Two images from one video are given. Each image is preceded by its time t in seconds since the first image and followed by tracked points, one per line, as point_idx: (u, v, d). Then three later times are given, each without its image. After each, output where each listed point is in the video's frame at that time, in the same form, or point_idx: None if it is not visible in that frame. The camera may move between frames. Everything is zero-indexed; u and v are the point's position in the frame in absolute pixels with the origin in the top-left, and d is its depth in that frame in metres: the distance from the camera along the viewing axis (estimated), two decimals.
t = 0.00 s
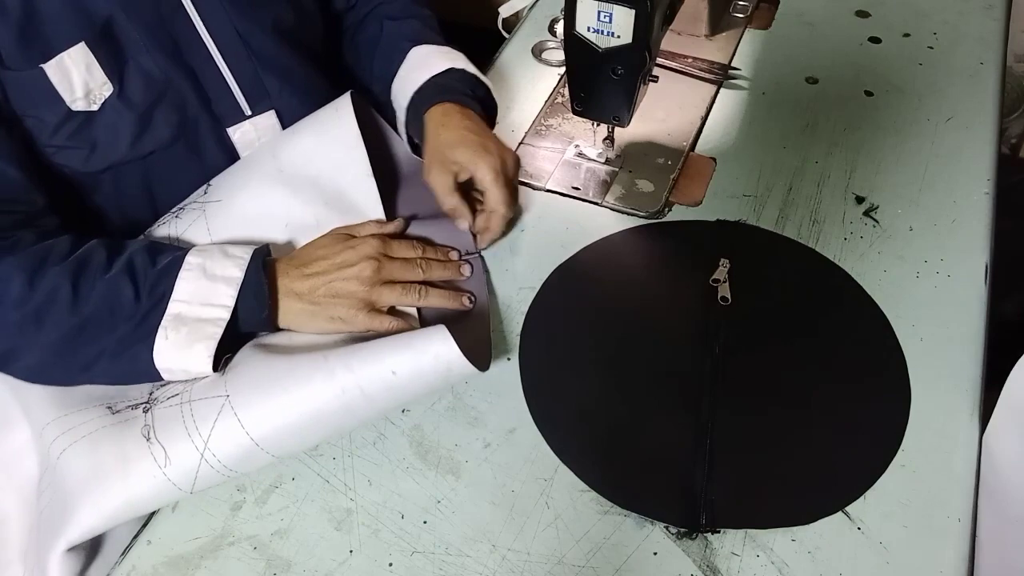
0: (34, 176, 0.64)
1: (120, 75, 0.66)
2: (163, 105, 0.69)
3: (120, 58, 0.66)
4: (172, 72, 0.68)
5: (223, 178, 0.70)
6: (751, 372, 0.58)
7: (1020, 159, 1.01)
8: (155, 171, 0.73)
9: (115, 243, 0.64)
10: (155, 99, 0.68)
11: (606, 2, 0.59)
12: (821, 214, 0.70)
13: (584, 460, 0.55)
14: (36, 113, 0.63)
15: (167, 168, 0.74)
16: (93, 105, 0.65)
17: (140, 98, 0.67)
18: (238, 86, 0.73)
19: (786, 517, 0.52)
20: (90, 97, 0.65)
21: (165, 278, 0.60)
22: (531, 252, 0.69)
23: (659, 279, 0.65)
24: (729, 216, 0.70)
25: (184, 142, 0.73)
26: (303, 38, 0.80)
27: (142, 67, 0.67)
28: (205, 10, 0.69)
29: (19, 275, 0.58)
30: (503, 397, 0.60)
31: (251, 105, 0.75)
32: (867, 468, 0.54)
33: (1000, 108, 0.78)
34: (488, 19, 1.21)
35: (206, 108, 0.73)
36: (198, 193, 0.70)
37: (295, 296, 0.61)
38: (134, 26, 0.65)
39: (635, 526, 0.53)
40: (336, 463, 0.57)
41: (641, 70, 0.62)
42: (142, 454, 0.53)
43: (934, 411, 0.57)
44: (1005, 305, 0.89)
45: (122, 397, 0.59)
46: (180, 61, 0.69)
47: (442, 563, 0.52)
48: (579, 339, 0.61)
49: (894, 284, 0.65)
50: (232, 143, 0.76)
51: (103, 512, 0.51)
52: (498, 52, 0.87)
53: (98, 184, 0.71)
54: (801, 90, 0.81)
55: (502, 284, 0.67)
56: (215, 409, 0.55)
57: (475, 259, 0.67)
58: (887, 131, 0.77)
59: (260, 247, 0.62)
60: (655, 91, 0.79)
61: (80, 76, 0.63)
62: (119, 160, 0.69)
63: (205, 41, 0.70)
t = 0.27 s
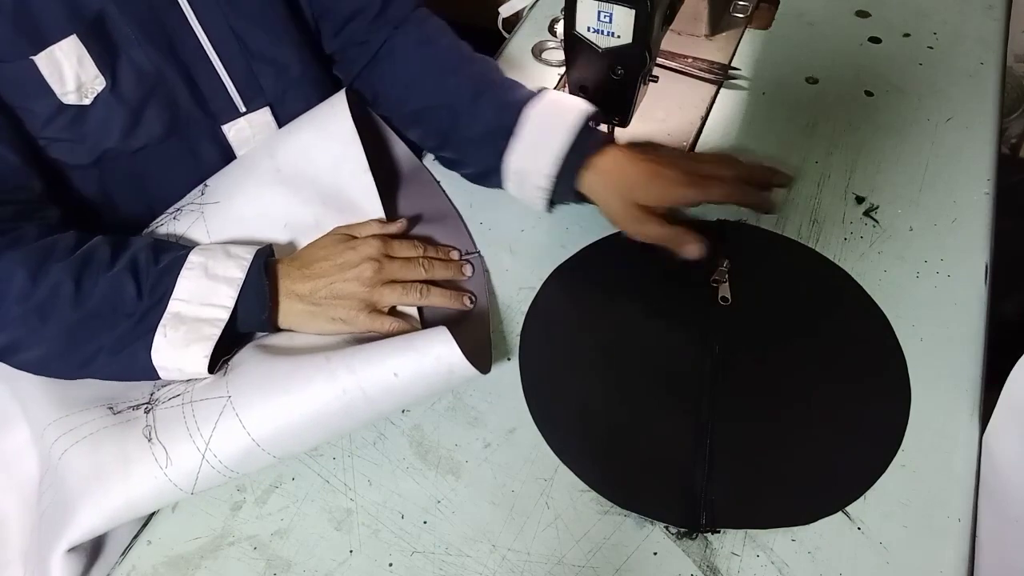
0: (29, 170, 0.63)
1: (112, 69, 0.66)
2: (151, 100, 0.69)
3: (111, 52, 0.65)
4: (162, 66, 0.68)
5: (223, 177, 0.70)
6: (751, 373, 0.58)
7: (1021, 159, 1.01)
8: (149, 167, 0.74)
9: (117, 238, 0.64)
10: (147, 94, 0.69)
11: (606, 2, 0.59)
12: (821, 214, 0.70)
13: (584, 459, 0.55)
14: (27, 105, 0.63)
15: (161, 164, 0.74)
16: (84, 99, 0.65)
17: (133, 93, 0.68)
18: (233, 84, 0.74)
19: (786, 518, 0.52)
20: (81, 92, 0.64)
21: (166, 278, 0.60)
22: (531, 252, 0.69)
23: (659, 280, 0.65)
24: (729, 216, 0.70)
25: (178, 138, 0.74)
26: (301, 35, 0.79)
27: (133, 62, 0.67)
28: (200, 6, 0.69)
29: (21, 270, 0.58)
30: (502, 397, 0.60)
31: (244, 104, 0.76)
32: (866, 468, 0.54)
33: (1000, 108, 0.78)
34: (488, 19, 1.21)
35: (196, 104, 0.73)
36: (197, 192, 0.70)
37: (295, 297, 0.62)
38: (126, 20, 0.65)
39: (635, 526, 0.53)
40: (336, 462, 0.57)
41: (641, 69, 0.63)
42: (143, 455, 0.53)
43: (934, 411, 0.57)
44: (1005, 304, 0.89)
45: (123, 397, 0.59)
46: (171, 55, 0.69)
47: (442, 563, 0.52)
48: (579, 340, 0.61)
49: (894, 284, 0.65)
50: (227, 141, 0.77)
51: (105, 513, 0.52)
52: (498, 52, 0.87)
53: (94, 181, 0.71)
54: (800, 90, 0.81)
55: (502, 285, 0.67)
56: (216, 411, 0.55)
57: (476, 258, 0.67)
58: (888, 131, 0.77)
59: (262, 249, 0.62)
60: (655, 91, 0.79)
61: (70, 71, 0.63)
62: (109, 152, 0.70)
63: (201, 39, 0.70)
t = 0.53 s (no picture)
0: (28, 164, 0.63)
1: (108, 66, 0.66)
2: (149, 99, 0.69)
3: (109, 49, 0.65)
4: (158, 64, 0.68)
5: (223, 177, 0.70)
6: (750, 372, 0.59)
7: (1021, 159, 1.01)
8: (146, 166, 0.73)
9: (120, 238, 0.64)
10: (143, 93, 0.69)
11: (606, 2, 0.59)
12: (821, 214, 0.70)
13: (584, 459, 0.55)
14: (25, 103, 0.63)
15: (158, 164, 0.74)
16: (80, 95, 0.65)
17: (129, 91, 0.68)
18: (230, 83, 0.74)
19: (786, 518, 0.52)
20: (77, 88, 0.64)
21: (168, 280, 0.60)
22: (532, 252, 0.69)
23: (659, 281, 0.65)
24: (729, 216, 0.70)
25: (174, 138, 0.73)
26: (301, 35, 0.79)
27: (129, 60, 0.67)
28: (197, 5, 0.70)
29: (24, 267, 0.58)
30: (502, 397, 0.60)
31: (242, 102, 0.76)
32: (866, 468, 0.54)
33: (1000, 108, 0.78)
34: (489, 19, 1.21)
35: (195, 103, 0.73)
36: (197, 193, 0.70)
37: (296, 301, 0.62)
38: (123, 18, 0.65)
39: (635, 526, 0.53)
40: (336, 462, 0.57)
41: (641, 69, 0.63)
42: (144, 456, 0.53)
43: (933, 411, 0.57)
44: (1006, 305, 0.89)
45: (123, 397, 0.59)
46: (168, 53, 0.69)
47: (443, 563, 0.52)
48: (577, 342, 0.62)
49: (894, 284, 0.65)
50: (226, 141, 0.77)
51: (105, 514, 0.52)
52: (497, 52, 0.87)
53: (94, 179, 0.71)
54: (801, 90, 0.81)
55: (502, 285, 0.66)
56: (219, 414, 0.55)
57: (476, 259, 0.67)
58: (888, 131, 0.77)
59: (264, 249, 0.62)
60: (655, 91, 0.79)
61: (66, 67, 0.63)
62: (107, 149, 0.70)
63: (199, 38, 0.71)
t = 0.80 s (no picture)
0: (28, 160, 0.63)
1: (109, 60, 0.66)
2: (151, 95, 0.69)
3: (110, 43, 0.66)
4: (159, 57, 0.68)
5: (224, 176, 0.70)
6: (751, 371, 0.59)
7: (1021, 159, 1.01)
8: (147, 164, 0.73)
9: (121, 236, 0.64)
10: (144, 87, 0.69)
11: (606, 2, 0.60)
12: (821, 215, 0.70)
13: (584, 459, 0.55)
14: (26, 97, 0.63)
15: (158, 162, 0.73)
16: (82, 90, 0.65)
17: (131, 86, 0.68)
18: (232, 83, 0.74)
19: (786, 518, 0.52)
20: (79, 83, 0.65)
21: (168, 279, 0.60)
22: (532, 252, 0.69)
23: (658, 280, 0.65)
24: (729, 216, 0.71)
25: (173, 134, 0.73)
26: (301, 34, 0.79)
27: (130, 53, 0.67)
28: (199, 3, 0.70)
29: (23, 264, 0.58)
30: (502, 397, 0.60)
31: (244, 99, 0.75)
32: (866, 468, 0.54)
33: (1000, 108, 0.78)
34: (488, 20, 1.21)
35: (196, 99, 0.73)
36: (198, 192, 0.70)
37: (296, 301, 0.62)
38: (124, 11, 0.65)
39: (635, 526, 0.53)
40: (336, 463, 0.57)
41: (641, 70, 0.63)
42: (144, 456, 0.53)
43: (933, 410, 0.57)
44: (1005, 305, 0.89)
45: (123, 396, 0.59)
46: (169, 47, 0.69)
47: (443, 563, 0.52)
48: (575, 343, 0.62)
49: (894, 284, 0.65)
50: (225, 139, 0.76)
51: (105, 514, 0.52)
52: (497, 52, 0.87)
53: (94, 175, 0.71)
54: (801, 90, 0.81)
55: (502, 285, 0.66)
56: (218, 414, 0.55)
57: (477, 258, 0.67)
58: (888, 131, 0.77)
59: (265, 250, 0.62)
60: (655, 91, 0.79)
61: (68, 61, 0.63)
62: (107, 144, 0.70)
63: (200, 36, 0.71)
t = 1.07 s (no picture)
0: (30, 157, 0.63)
1: (111, 56, 0.66)
2: (153, 93, 0.69)
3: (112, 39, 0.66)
4: (161, 52, 0.68)
5: (223, 176, 0.70)
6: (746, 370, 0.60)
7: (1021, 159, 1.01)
8: (147, 162, 0.73)
9: (124, 233, 0.64)
10: (145, 83, 0.68)
11: (606, 2, 0.59)
12: (821, 214, 0.70)
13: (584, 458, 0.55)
14: (26, 92, 0.63)
15: (158, 159, 0.73)
16: (83, 86, 0.65)
17: (132, 82, 0.68)
18: (234, 81, 0.74)
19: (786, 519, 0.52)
20: (80, 79, 0.64)
21: (170, 276, 0.60)
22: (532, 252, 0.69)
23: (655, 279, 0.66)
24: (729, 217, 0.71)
25: (174, 131, 0.73)
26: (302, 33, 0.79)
27: (132, 49, 0.67)
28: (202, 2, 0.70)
29: (26, 259, 0.58)
30: (503, 397, 0.60)
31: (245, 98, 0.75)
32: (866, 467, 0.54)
33: (1000, 108, 0.78)
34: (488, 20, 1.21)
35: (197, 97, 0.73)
36: (197, 192, 0.70)
37: (295, 300, 0.61)
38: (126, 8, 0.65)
39: (635, 526, 0.53)
40: (336, 462, 0.57)
41: (641, 70, 0.62)
42: (144, 455, 0.53)
43: (933, 410, 0.57)
44: (1005, 305, 0.89)
45: (123, 395, 0.59)
46: (170, 43, 0.69)
47: (443, 563, 0.52)
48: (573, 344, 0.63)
49: (894, 283, 0.65)
50: (226, 137, 0.76)
51: (106, 513, 0.52)
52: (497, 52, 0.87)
53: (96, 172, 0.71)
54: (801, 90, 0.81)
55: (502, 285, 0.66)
56: (218, 414, 0.54)
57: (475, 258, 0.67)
58: (888, 131, 0.77)
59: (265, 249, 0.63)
60: (655, 91, 0.79)
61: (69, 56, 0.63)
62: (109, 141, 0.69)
63: (203, 34, 0.70)
